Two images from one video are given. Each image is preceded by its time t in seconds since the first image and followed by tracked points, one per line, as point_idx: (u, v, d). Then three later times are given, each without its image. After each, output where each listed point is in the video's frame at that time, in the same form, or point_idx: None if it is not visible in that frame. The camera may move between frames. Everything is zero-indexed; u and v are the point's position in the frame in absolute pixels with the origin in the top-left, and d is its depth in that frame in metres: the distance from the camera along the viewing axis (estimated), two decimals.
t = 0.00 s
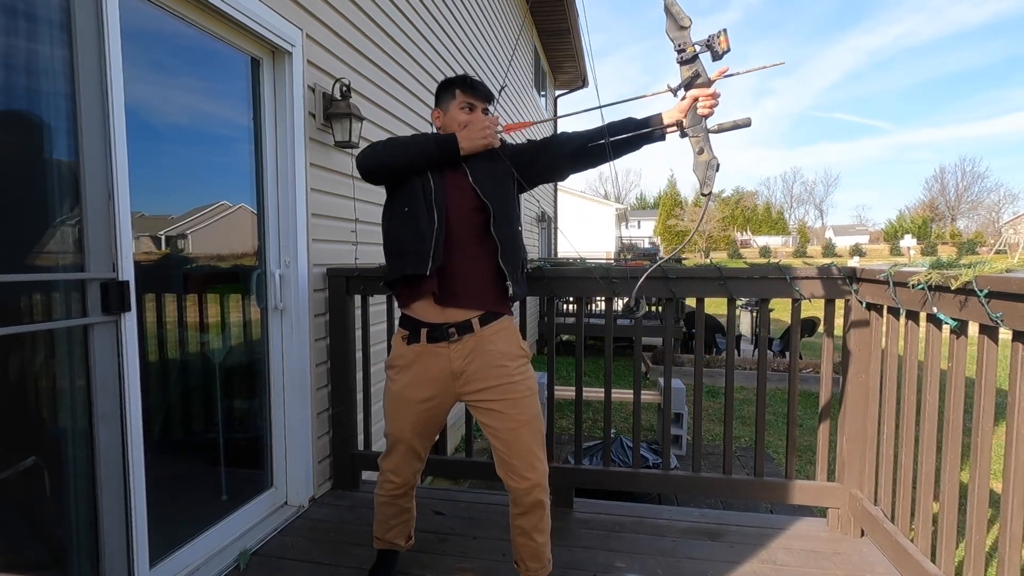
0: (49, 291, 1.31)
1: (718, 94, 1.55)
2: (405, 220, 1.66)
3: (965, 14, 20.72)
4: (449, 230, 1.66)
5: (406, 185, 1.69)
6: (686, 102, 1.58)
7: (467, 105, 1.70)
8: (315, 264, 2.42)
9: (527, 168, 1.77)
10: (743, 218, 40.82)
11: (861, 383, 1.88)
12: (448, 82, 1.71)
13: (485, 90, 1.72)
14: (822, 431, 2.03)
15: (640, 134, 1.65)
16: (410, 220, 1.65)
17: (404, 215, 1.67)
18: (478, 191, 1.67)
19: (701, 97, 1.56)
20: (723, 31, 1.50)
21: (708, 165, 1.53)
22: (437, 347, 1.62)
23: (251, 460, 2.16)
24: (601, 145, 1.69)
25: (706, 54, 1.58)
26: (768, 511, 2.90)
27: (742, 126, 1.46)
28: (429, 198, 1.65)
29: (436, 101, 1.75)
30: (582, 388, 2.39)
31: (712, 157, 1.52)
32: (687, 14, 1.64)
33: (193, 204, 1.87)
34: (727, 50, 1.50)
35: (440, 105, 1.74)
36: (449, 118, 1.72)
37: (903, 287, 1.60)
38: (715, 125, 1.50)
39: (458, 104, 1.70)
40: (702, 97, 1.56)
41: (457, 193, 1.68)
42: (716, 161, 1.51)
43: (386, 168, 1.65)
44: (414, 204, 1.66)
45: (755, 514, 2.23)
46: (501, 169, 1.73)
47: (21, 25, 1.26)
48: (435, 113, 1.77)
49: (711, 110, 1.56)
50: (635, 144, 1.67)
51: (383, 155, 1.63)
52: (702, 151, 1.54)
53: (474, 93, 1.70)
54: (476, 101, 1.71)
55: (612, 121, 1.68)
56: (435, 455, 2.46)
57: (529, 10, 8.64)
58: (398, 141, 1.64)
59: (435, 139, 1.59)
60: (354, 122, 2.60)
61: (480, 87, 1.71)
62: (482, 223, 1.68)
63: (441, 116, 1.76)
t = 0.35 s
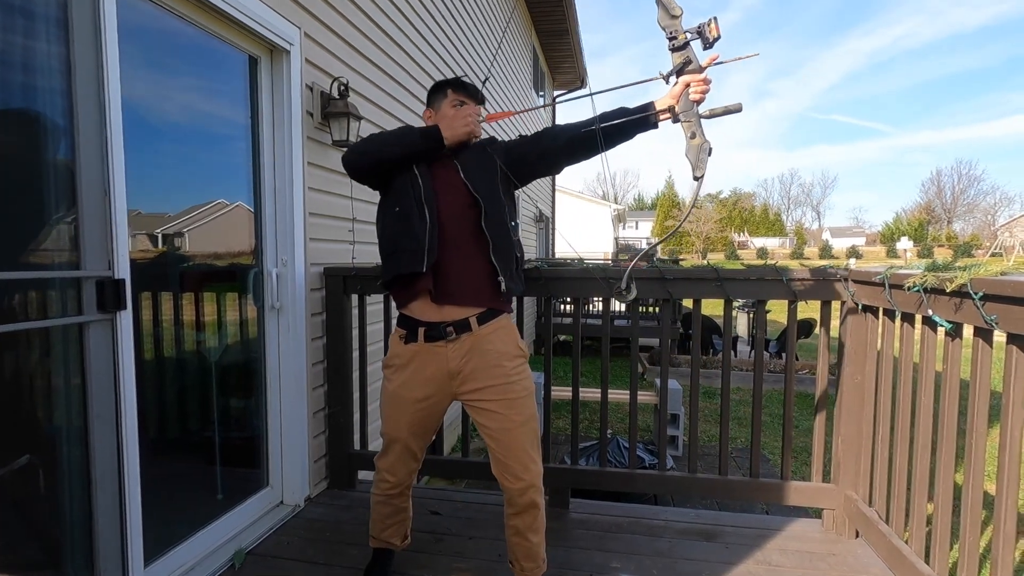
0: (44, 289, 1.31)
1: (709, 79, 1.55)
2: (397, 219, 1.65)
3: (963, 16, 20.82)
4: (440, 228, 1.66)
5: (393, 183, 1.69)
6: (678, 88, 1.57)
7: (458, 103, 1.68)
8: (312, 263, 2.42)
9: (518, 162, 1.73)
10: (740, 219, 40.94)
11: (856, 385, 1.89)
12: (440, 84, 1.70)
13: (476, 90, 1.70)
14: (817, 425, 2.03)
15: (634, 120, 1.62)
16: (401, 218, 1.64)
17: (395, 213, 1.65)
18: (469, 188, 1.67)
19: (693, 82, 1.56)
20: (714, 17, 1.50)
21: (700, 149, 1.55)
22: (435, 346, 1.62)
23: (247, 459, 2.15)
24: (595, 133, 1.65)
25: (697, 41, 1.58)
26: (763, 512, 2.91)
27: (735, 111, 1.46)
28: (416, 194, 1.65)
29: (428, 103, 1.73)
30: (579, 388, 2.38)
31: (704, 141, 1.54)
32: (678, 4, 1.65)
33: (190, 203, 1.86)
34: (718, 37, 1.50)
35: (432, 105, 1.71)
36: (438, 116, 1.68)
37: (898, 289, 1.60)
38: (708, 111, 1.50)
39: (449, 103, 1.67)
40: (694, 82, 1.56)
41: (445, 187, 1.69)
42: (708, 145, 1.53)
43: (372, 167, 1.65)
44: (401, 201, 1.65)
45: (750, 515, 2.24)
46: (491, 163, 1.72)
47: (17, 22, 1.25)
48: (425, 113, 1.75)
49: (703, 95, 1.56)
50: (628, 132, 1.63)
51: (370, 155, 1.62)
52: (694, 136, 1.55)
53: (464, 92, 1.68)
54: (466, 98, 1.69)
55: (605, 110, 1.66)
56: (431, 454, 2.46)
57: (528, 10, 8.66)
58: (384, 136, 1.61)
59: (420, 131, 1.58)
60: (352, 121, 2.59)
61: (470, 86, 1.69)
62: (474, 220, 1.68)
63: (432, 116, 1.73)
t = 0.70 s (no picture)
0: (47, 309, 1.34)
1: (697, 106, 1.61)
2: (373, 245, 1.70)
3: (959, 20, 20.91)
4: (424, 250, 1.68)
5: (371, 208, 1.73)
6: (667, 116, 1.62)
7: (446, 119, 1.69)
8: (309, 274, 2.45)
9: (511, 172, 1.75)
10: (735, 220, 41.11)
11: (842, 400, 1.94)
12: (426, 103, 1.72)
13: (462, 108, 1.73)
14: (805, 422, 2.08)
15: (625, 143, 1.66)
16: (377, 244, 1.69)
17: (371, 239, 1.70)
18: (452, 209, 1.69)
19: (682, 111, 1.61)
20: (703, 52, 1.62)
21: (686, 175, 1.66)
22: (433, 364, 1.66)
23: (244, 468, 2.18)
24: (582, 154, 1.69)
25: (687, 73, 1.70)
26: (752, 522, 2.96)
27: (719, 142, 1.55)
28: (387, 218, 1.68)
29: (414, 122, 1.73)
30: (572, 392, 2.41)
31: (689, 168, 1.65)
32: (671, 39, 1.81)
33: (185, 200, 1.88)
34: (706, 70, 1.62)
35: (418, 122, 1.71)
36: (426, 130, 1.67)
37: (882, 309, 1.64)
38: (694, 140, 1.60)
39: (438, 118, 1.68)
40: (683, 111, 1.61)
41: (417, 209, 1.71)
42: (693, 172, 1.65)
43: (347, 196, 1.69)
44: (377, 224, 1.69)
45: (739, 524, 2.28)
46: (486, 177, 1.74)
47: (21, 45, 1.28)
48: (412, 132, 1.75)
49: (691, 124, 1.62)
50: (619, 154, 1.66)
51: (341, 184, 1.67)
52: (680, 163, 1.66)
53: (451, 108, 1.70)
54: (453, 115, 1.70)
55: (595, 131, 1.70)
56: (426, 462, 2.49)
57: (525, 13, 8.70)
58: (348, 167, 1.67)
59: (387, 154, 1.61)
60: (350, 133, 2.62)
61: (456, 104, 1.72)
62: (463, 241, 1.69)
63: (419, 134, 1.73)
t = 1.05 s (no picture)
0: (49, 336, 1.39)
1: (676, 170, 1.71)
2: (351, 272, 1.76)
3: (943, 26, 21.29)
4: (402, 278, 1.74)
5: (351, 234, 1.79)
6: (646, 176, 1.73)
7: (430, 147, 1.74)
8: (301, 291, 2.51)
9: (495, 209, 1.86)
10: (723, 222, 41.51)
11: (813, 418, 2.04)
12: (410, 128, 1.77)
13: (445, 134, 1.79)
14: (780, 424, 2.19)
15: (608, 196, 1.79)
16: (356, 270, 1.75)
17: (350, 265, 1.76)
18: (432, 240, 1.75)
19: (661, 174, 1.72)
20: (687, 119, 1.70)
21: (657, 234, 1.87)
22: (422, 387, 1.72)
23: (235, 479, 2.23)
24: (564, 199, 1.81)
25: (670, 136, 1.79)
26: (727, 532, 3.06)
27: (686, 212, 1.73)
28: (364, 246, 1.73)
29: (398, 147, 1.79)
30: (555, 399, 2.44)
31: (661, 229, 1.86)
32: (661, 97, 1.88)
33: (178, 195, 1.90)
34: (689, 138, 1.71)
35: (402, 148, 1.77)
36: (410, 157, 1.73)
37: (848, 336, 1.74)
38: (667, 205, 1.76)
39: (422, 145, 1.74)
40: (661, 174, 1.72)
41: (397, 238, 1.77)
42: (663, 232, 1.86)
43: (328, 223, 1.76)
44: (356, 252, 1.75)
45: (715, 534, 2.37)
46: (468, 211, 1.83)
47: (26, 82, 1.33)
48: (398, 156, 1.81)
49: (667, 186, 1.73)
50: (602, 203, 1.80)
51: (321, 212, 1.74)
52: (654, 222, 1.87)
53: (434, 135, 1.75)
54: (437, 142, 1.75)
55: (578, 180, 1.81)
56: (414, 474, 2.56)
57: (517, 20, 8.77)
58: (329, 195, 1.74)
59: (365, 182, 1.69)
60: (342, 153, 2.69)
61: (439, 130, 1.78)
62: (443, 271, 1.74)
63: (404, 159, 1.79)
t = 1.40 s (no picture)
0: (35, 345, 1.40)
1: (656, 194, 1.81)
2: (338, 281, 1.79)
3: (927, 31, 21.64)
4: (387, 288, 1.78)
5: (336, 243, 1.82)
6: (627, 199, 1.82)
7: (417, 158, 1.76)
8: (287, 296, 2.52)
9: (481, 222, 1.90)
10: (710, 223, 41.91)
11: (788, 424, 2.11)
12: (397, 139, 1.79)
13: (432, 145, 1.82)
14: (755, 424, 2.22)
15: (590, 215, 1.84)
16: (343, 280, 1.79)
17: (337, 274, 1.79)
18: (418, 252, 1.79)
19: (642, 198, 1.81)
20: (669, 145, 1.78)
21: (637, 255, 1.95)
22: (407, 393, 1.76)
23: (220, 483, 2.25)
24: (546, 217, 1.86)
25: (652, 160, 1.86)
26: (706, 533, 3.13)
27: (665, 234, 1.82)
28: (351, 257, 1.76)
29: (385, 158, 1.81)
30: (538, 401, 2.48)
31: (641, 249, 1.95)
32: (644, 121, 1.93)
33: (164, 193, 1.91)
34: (669, 163, 1.79)
35: (389, 159, 1.79)
36: (399, 170, 1.75)
37: (821, 345, 1.80)
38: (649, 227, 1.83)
39: (410, 157, 1.76)
40: (642, 198, 1.81)
41: (384, 250, 1.80)
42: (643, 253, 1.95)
43: (314, 231, 1.79)
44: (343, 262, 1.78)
45: (693, 536, 2.44)
46: (453, 223, 1.86)
47: (15, 93, 1.34)
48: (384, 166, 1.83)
49: (647, 209, 1.83)
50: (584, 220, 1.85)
51: (308, 221, 1.76)
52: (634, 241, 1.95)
53: (422, 147, 1.78)
54: (424, 153, 1.78)
55: (562, 199, 1.87)
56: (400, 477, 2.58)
57: (505, 22, 8.82)
58: (316, 204, 1.76)
59: (354, 194, 1.72)
60: (329, 160, 2.72)
61: (426, 141, 1.80)
62: (428, 283, 1.78)
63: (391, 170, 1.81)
